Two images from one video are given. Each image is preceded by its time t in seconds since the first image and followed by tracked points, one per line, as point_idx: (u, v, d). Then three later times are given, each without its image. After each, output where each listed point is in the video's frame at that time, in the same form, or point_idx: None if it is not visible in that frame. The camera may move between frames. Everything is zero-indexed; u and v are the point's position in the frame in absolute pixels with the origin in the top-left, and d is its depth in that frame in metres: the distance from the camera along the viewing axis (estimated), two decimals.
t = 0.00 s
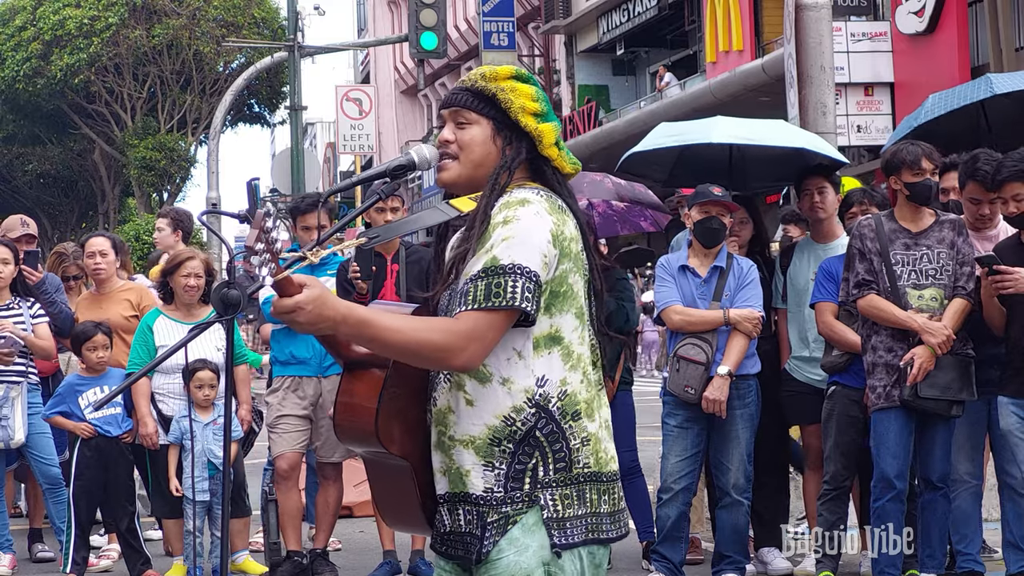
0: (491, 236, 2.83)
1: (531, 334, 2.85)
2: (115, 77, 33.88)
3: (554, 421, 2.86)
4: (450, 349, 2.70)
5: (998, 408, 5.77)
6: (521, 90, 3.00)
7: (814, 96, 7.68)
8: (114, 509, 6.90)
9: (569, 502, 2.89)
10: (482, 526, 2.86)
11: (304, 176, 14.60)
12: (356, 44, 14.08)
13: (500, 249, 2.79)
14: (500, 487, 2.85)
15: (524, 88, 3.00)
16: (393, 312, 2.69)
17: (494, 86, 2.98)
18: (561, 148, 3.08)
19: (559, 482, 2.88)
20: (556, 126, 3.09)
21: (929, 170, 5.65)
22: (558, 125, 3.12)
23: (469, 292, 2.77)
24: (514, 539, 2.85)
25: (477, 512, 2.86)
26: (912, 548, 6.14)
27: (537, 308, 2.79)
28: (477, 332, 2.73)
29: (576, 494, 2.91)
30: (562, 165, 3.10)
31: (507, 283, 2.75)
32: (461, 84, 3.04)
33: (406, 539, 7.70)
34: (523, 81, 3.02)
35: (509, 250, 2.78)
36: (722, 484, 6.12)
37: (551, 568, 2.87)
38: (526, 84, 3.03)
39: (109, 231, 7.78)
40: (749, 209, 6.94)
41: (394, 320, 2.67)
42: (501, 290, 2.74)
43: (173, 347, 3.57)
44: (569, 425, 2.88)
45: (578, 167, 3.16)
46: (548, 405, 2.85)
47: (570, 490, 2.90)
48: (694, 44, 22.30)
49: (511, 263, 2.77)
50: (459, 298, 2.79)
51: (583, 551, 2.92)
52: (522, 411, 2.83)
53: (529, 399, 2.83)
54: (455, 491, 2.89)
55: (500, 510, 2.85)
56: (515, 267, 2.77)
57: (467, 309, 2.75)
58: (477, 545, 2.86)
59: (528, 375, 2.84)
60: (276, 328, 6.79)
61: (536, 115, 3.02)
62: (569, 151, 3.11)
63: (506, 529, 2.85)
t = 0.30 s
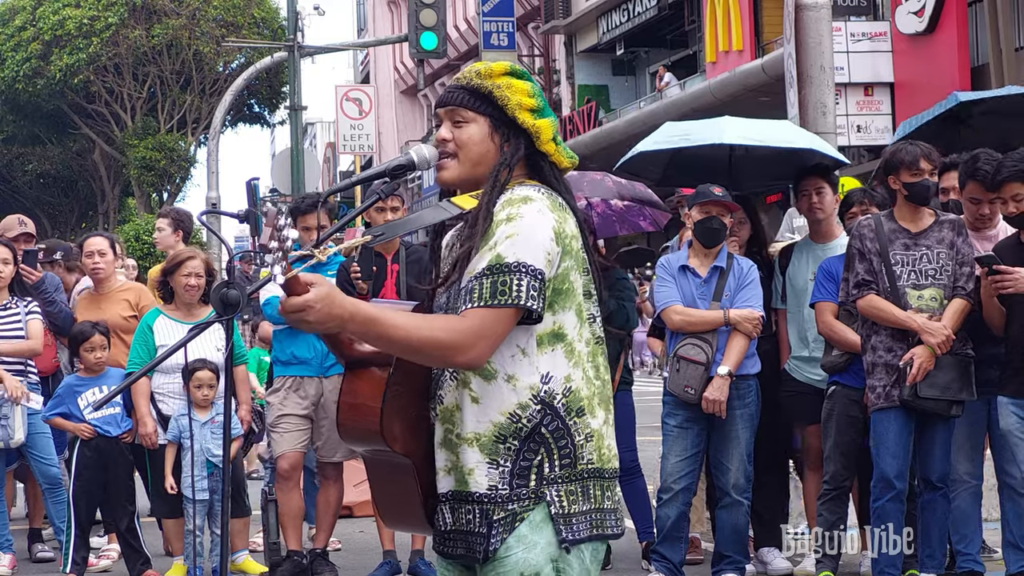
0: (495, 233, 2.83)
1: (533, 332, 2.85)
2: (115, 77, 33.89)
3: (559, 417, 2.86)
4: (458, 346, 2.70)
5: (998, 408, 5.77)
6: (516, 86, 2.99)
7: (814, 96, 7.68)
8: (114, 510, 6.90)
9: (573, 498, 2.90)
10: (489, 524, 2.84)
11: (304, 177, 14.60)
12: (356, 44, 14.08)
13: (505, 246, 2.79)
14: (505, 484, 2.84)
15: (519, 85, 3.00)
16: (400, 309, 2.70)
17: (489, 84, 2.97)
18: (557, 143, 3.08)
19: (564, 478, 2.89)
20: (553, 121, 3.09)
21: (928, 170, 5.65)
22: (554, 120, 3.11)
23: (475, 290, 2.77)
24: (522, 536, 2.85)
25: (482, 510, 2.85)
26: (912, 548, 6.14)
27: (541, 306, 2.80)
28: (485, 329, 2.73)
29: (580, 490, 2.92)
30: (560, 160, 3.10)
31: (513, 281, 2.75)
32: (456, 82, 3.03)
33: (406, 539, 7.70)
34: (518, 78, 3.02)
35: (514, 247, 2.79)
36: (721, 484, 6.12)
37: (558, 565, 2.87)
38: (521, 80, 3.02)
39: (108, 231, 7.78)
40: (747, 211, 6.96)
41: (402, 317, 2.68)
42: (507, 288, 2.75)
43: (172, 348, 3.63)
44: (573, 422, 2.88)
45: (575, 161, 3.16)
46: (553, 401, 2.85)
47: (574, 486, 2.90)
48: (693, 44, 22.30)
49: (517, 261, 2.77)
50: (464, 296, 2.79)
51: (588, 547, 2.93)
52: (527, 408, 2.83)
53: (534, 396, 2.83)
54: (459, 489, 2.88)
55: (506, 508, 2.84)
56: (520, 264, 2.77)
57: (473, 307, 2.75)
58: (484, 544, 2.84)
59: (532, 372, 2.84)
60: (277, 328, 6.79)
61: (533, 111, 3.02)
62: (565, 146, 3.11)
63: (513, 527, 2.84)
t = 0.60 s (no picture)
0: (515, 241, 2.83)
1: (546, 338, 2.85)
2: (115, 77, 33.88)
3: (568, 424, 2.87)
4: (480, 354, 2.70)
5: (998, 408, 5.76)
6: (520, 92, 3.00)
7: (815, 95, 7.69)
8: (114, 510, 6.90)
9: (577, 503, 2.90)
10: (490, 524, 2.85)
11: (304, 177, 14.60)
12: (356, 44, 14.08)
13: (525, 255, 2.80)
14: (510, 485, 2.85)
15: (523, 90, 3.01)
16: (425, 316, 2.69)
17: (494, 89, 2.99)
18: (559, 150, 3.08)
19: (569, 482, 2.89)
20: (555, 128, 3.09)
21: (928, 170, 5.65)
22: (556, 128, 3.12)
23: (496, 298, 2.77)
24: (523, 536, 2.85)
25: (485, 512, 2.86)
26: (912, 548, 6.14)
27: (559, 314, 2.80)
28: (506, 337, 2.73)
29: (584, 496, 2.92)
30: (561, 167, 3.10)
31: (535, 290, 2.75)
32: (460, 86, 3.04)
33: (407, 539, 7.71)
34: (522, 83, 3.02)
35: (535, 255, 2.79)
36: (722, 484, 6.12)
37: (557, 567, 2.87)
38: (525, 86, 3.03)
39: (107, 231, 7.78)
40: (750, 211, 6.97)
41: (428, 325, 2.67)
42: (528, 297, 2.75)
43: (172, 347, 3.69)
44: (581, 429, 2.89)
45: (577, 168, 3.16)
46: (563, 408, 2.86)
47: (578, 491, 2.90)
48: (693, 44, 22.30)
49: (537, 269, 2.77)
50: (485, 303, 2.78)
51: (588, 552, 2.93)
52: (538, 414, 2.84)
53: (546, 402, 2.84)
54: (462, 494, 2.89)
55: (510, 508, 2.85)
56: (541, 272, 2.77)
57: (495, 315, 2.75)
58: (484, 543, 2.86)
59: (544, 378, 2.84)
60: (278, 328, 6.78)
61: (536, 118, 3.02)
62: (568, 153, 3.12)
63: (516, 526, 2.85)
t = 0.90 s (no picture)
0: (534, 246, 2.85)
1: (556, 340, 2.88)
2: (115, 77, 33.87)
3: (576, 424, 2.90)
4: (506, 362, 2.73)
5: (999, 408, 5.75)
6: (521, 90, 3.00)
7: (814, 96, 7.68)
8: (114, 510, 6.90)
9: (583, 500, 2.93)
10: (499, 521, 2.87)
11: (304, 177, 14.60)
12: (356, 44, 14.07)
13: (545, 260, 2.82)
14: (519, 483, 2.88)
15: (524, 89, 3.01)
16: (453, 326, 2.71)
17: (495, 87, 2.99)
18: (560, 150, 3.08)
19: (575, 479, 2.92)
20: (557, 128, 3.09)
21: (929, 170, 5.65)
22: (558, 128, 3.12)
23: (518, 304, 2.79)
24: (532, 533, 2.87)
25: (493, 510, 2.88)
26: (912, 548, 6.14)
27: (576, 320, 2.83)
28: (530, 344, 2.76)
29: (589, 493, 2.95)
30: (562, 167, 3.09)
31: (555, 295, 2.79)
32: (462, 84, 3.04)
33: (407, 539, 7.70)
34: (523, 82, 3.03)
35: (554, 261, 2.82)
36: (722, 484, 6.12)
37: (566, 564, 2.90)
38: (527, 85, 3.03)
39: (106, 231, 7.78)
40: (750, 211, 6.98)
41: (457, 335, 2.69)
42: (550, 303, 2.78)
43: (173, 347, 3.80)
44: (587, 429, 2.92)
45: (580, 168, 3.16)
46: (571, 408, 2.89)
47: (584, 488, 2.94)
48: (694, 44, 22.29)
49: (558, 276, 2.81)
50: (507, 309, 2.80)
51: (593, 549, 2.97)
52: (548, 414, 2.86)
53: (555, 402, 2.87)
54: (468, 495, 2.91)
55: (520, 505, 2.87)
56: (561, 279, 2.81)
57: (518, 321, 2.77)
58: (493, 540, 2.87)
59: (553, 380, 2.87)
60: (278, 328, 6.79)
61: (536, 117, 3.02)
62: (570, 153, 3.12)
63: (525, 523, 2.87)
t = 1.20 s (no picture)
0: (542, 249, 2.85)
1: (559, 342, 2.87)
2: (115, 77, 33.87)
3: (580, 424, 2.89)
4: (517, 367, 2.73)
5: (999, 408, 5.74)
6: (517, 86, 3.00)
7: (814, 96, 7.68)
8: (113, 510, 6.90)
9: (588, 498, 2.93)
10: (506, 522, 2.88)
11: (304, 177, 14.59)
12: (356, 44, 14.06)
13: (552, 264, 2.82)
14: (524, 483, 2.88)
15: (519, 84, 3.00)
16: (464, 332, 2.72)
17: (490, 83, 2.99)
18: (559, 145, 3.07)
19: (580, 477, 2.92)
20: (555, 122, 3.07)
21: (929, 170, 5.65)
22: (558, 124, 3.10)
23: (525, 308, 2.79)
24: (541, 532, 2.87)
25: (500, 510, 2.88)
26: (912, 548, 6.14)
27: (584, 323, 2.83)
28: (539, 348, 2.76)
29: (594, 491, 2.95)
30: (561, 163, 3.08)
31: (562, 300, 2.79)
32: (461, 82, 3.04)
33: (407, 539, 7.70)
34: (521, 78, 3.02)
35: (562, 264, 2.82)
36: (722, 484, 6.12)
37: (574, 562, 2.90)
38: (524, 81, 3.02)
39: (105, 231, 7.78)
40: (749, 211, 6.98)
41: (468, 342, 2.70)
42: (557, 307, 2.78)
43: (173, 347, 3.79)
44: (591, 429, 2.92)
45: (582, 163, 3.14)
46: (575, 409, 2.89)
47: (589, 487, 2.93)
48: (694, 44, 22.28)
49: (564, 279, 2.81)
50: (514, 313, 2.81)
51: (599, 546, 2.97)
52: (552, 416, 2.86)
53: (559, 404, 2.87)
54: (471, 496, 2.91)
55: (526, 505, 2.87)
56: (568, 282, 2.81)
57: (526, 325, 2.77)
58: (501, 541, 2.88)
59: (557, 381, 2.86)
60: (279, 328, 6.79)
61: (531, 112, 3.01)
62: (569, 148, 3.10)
63: (533, 523, 2.87)
